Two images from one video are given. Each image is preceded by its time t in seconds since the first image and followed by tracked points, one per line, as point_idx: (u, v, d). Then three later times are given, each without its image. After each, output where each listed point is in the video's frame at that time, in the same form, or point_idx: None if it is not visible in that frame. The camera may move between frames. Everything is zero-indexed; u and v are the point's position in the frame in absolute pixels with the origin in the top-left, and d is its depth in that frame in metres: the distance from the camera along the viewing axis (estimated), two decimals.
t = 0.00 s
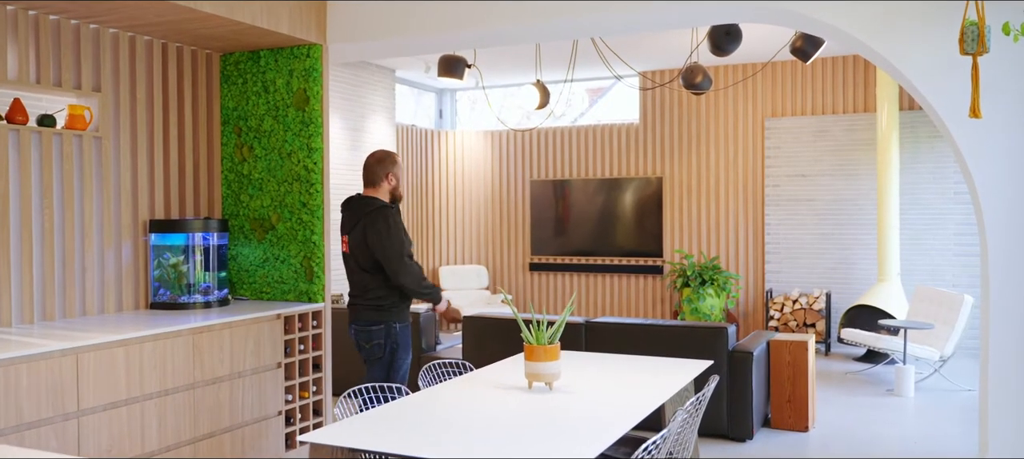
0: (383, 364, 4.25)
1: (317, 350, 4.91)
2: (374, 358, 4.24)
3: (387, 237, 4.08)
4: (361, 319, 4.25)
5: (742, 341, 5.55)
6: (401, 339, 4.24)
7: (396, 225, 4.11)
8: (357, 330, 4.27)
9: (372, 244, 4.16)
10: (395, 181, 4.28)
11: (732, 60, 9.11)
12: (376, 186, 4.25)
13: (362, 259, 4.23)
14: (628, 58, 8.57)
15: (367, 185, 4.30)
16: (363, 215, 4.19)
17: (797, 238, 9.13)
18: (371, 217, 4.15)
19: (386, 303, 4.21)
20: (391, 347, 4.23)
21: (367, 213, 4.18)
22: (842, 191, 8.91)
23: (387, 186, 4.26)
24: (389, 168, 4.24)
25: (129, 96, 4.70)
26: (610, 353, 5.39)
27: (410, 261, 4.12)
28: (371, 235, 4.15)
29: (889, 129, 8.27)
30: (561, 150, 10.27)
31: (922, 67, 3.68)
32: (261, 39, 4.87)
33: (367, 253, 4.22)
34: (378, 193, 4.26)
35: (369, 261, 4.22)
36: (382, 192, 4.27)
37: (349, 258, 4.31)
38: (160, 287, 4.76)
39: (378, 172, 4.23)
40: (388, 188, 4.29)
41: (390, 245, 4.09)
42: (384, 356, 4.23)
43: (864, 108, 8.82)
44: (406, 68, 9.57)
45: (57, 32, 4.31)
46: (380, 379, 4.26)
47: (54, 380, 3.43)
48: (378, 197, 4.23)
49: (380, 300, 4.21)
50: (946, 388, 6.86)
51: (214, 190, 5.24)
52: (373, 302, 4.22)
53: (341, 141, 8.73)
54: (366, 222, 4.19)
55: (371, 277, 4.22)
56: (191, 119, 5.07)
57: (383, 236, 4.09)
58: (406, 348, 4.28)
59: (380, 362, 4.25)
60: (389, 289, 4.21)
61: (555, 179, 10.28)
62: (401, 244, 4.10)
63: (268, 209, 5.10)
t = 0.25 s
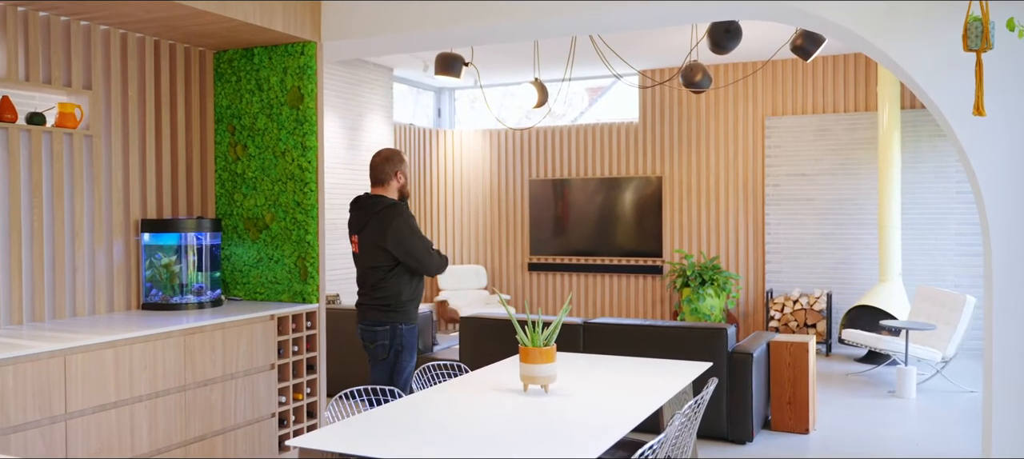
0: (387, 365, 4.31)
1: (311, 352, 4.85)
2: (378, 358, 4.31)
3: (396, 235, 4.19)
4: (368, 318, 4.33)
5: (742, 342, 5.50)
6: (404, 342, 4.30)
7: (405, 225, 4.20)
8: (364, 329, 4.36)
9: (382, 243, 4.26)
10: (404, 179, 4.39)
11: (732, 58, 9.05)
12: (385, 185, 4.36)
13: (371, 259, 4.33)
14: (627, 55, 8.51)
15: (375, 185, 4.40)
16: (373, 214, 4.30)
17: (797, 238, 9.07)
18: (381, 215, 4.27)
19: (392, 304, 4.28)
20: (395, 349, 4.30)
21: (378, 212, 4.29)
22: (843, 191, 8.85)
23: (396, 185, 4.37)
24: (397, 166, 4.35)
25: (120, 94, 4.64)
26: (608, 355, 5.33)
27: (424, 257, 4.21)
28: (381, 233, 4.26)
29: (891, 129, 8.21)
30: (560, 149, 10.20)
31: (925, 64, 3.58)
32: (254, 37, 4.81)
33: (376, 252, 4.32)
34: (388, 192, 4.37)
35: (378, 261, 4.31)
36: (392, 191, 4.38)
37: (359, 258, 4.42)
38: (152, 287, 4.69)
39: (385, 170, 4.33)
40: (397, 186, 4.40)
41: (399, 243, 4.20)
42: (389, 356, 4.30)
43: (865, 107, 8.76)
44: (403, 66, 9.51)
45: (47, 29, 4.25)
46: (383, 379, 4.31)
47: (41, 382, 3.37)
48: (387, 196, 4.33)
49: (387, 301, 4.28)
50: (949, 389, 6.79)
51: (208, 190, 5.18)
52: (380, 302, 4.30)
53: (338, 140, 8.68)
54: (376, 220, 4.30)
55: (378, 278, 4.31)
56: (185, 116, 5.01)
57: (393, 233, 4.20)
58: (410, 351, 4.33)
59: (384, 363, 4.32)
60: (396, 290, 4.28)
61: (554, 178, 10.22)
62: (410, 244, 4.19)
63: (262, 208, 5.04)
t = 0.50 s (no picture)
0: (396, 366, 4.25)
1: (305, 353, 4.78)
2: (387, 359, 4.26)
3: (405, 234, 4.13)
4: (378, 318, 4.28)
5: (743, 343, 5.43)
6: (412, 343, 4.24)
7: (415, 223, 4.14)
8: (373, 329, 4.31)
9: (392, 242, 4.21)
10: (412, 178, 4.32)
11: (731, 56, 8.99)
12: (394, 185, 4.29)
13: (381, 259, 4.28)
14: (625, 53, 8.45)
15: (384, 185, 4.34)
16: (382, 213, 4.25)
17: (798, 238, 9.00)
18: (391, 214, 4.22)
19: (401, 304, 4.22)
20: (404, 349, 4.24)
21: (387, 211, 4.24)
22: (844, 190, 8.78)
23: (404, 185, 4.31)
24: (405, 167, 4.27)
25: (112, 92, 4.57)
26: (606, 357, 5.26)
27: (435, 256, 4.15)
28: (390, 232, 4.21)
29: (892, 128, 8.15)
30: (559, 148, 10.15)
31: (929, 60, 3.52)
32: (248, 34, 4.74)
33: (386, 252, 4.26)
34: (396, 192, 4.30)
35: (388, 261, 4.25)
36: (400, 191, 4.31)
37: (370, 258, 4.37)
38: (145, 288, 4.63)
39: (394, 171, 4.26)
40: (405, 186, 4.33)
41: (409, 241, 4.14)
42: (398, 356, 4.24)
43: (866, 105, 8.69)
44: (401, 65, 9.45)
45: (36, 25, 4.18)
46: (391, 380, 4.26)
47: (28, 385, 3.30)
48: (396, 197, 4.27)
49: (396, 301, 4.22)
50: (951, 391, 6.73)
51: (201, 189, 5.11)
52: (389, 303, 4.24)
53: (335, 139, 8.63)
54: (386, 220, 4.25)
55: (388, 277, 4.25)
56: (177, 114, 4.95)
57: (402, 233, 4.14)
58: (420, 352, 4.27)
59: (392, 363, 4.26)
60: (405, 290, 4.22)
61: (554, 177, 10.16)
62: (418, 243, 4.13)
63: (255, 208, 4.97)
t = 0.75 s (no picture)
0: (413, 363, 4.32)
1: (298, 355, 4.72)
2: (403, 357, 4.33)
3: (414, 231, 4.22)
4: (390, 318, 4.34)
5: (743, 344, 5.36)
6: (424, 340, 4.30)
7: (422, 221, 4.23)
8: (386, 328, 4.37)
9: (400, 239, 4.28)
10: (421, 176, 4.40)
11: (731, 54, 8.91)
12: (403, 183, 4.37)
13: (390, 257, 4.34)
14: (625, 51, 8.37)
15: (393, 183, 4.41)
16: (391, 211, 4.34)
17: (798, 238, 8.93)
18: (399, 211, 4.30)
19: (413, 302, 4.28)
20: (419, 347, 4.30)
21: (395, 209, 4.32)
22: (845, 190, 8.71)
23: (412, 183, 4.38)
24: (413, 165, 4.35)
25: (102, 90, 4.49)
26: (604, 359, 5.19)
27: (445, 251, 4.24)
28: (399, 230, 4.28)
29: (894, 127, 8.07)
30: (558, 147, 10.07)
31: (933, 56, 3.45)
32: (240, 30, 4.67)
33: (395, 249, 4.33)
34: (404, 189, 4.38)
35: (398, 258, 4.32)
36: (409, 189, 4.39)
37: (381, 257, 4.44)
38: (135, 289, 4.56)
39: (402, 169, 4.34)
40: (414, 183, 4.41)
41: (418, 239, 4.22)
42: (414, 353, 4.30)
43: (867, 104, 8.62)
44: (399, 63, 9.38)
45: (23, 21, 4.10)
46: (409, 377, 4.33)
47: (13, 389, 3.23)
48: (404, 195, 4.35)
49: (408, 299, 4.29)
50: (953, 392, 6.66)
51: (193, 189, 5.04)
52: (401, 301, 4.30)
53: (332, 138, 8.56)
54: (395, 217, 4.33)
55: (398, 275, 4.32)
56: (169, 112, 4.87)
57: (411, 229, 4.23)
58: (435, 349, 4.34)
59: (408, 361, 4.33)
60: (415, 288, 4.29)
61: (553, 177, 10.07)
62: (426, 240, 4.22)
63: (249, 207, 4.90)
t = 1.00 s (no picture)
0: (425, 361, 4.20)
1: (292, 356, 4.64)
2: (413, 357, 4.24)
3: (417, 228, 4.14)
4: (397, 318, 4.25)
5: (743, 346, 5.28)
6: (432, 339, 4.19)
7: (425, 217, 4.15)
8: (394, 329, 4.28)
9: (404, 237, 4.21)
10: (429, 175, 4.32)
11: (731, 53, 8.84)
12: (410, 181, 4.29)
13: (395, 255, 4.27)
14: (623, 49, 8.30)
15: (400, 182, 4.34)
16: (395, 209, 4.28)
17: (799, 238, 8.85)
18: (404, 209, 4.24)
19: (418, 301, 4.18)
20: (429, 345, 4.19)
21: (400, 207, 4.26)
22: (846, 189, 8.64)
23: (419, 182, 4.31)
24: (420, 163, 4.27)
25: (92, 88, 4.42)
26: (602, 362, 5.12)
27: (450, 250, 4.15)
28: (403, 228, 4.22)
29: (895, 125, 7.99)
30: (556, 147, 9.99)
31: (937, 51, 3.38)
32: (232, 27, 4.60)
33: (400, 248, 4.25)
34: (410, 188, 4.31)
35: (403, 255, 4.24)
36: (416, 187, 4.31)
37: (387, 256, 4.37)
38: (125, 289, 4.48)
39: (409, 168, 4.26)
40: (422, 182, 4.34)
41: (422, 237, 4.15)
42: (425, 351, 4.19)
43: (868, 103, 8.54)
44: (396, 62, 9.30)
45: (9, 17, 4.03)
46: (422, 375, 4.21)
47: None
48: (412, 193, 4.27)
49: (413, 297, 4.19)
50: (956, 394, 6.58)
51: (184, 188, 4.96)
52: (406, 300, 4.21)
53: (328, 137, 8.49)
54: (399, 215, 4.27)
55: (403, 273, 4.23)
56: (160, 110, 4.80)
57: (416, 228, 4.15)
58: (447, 346, 4.21)
59: (420, 360, 4.22)
60: (420, 286, 4.19)
61: (552, 176, 9.99)
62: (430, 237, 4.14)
63: (241, 206, 4.82)
